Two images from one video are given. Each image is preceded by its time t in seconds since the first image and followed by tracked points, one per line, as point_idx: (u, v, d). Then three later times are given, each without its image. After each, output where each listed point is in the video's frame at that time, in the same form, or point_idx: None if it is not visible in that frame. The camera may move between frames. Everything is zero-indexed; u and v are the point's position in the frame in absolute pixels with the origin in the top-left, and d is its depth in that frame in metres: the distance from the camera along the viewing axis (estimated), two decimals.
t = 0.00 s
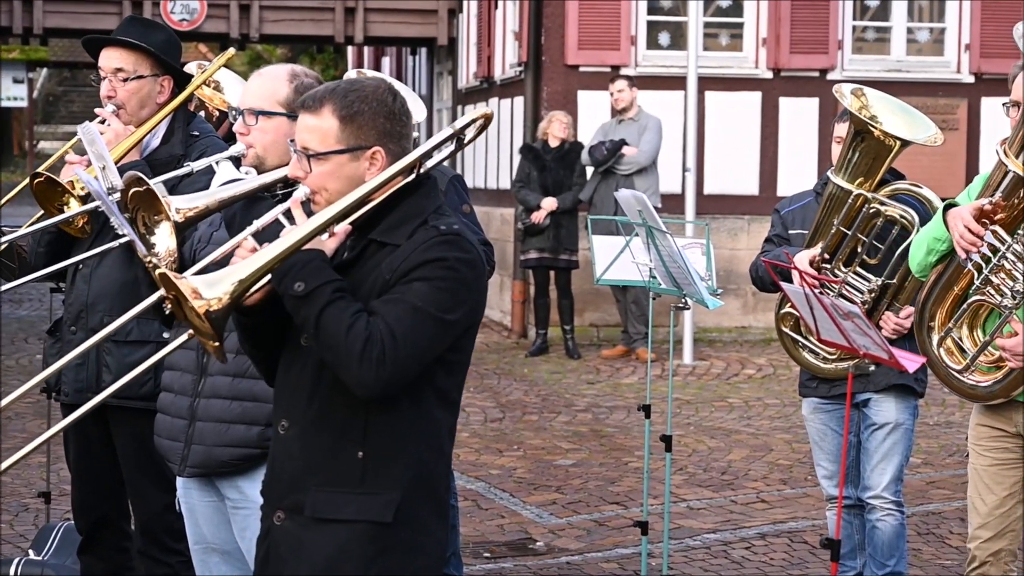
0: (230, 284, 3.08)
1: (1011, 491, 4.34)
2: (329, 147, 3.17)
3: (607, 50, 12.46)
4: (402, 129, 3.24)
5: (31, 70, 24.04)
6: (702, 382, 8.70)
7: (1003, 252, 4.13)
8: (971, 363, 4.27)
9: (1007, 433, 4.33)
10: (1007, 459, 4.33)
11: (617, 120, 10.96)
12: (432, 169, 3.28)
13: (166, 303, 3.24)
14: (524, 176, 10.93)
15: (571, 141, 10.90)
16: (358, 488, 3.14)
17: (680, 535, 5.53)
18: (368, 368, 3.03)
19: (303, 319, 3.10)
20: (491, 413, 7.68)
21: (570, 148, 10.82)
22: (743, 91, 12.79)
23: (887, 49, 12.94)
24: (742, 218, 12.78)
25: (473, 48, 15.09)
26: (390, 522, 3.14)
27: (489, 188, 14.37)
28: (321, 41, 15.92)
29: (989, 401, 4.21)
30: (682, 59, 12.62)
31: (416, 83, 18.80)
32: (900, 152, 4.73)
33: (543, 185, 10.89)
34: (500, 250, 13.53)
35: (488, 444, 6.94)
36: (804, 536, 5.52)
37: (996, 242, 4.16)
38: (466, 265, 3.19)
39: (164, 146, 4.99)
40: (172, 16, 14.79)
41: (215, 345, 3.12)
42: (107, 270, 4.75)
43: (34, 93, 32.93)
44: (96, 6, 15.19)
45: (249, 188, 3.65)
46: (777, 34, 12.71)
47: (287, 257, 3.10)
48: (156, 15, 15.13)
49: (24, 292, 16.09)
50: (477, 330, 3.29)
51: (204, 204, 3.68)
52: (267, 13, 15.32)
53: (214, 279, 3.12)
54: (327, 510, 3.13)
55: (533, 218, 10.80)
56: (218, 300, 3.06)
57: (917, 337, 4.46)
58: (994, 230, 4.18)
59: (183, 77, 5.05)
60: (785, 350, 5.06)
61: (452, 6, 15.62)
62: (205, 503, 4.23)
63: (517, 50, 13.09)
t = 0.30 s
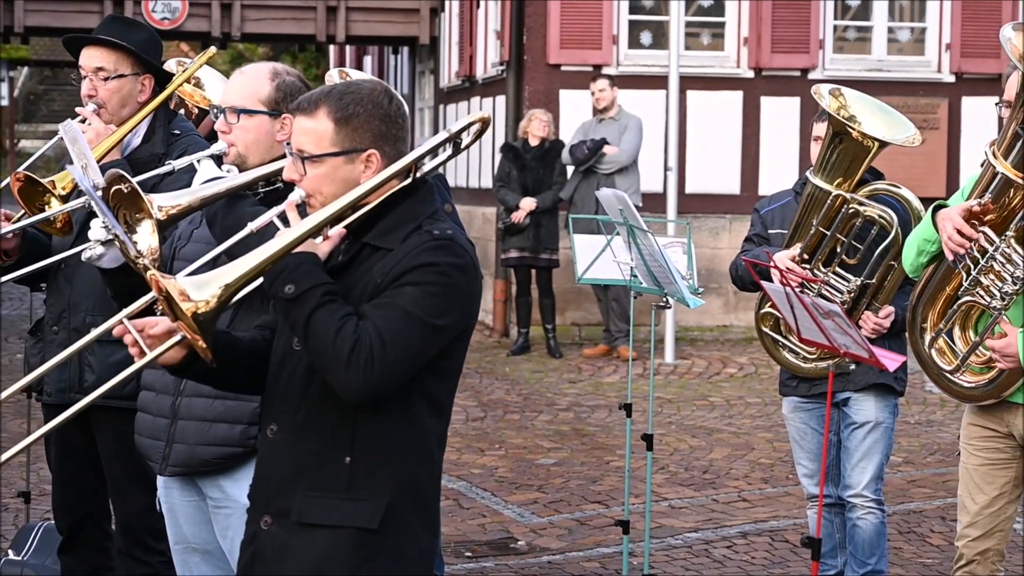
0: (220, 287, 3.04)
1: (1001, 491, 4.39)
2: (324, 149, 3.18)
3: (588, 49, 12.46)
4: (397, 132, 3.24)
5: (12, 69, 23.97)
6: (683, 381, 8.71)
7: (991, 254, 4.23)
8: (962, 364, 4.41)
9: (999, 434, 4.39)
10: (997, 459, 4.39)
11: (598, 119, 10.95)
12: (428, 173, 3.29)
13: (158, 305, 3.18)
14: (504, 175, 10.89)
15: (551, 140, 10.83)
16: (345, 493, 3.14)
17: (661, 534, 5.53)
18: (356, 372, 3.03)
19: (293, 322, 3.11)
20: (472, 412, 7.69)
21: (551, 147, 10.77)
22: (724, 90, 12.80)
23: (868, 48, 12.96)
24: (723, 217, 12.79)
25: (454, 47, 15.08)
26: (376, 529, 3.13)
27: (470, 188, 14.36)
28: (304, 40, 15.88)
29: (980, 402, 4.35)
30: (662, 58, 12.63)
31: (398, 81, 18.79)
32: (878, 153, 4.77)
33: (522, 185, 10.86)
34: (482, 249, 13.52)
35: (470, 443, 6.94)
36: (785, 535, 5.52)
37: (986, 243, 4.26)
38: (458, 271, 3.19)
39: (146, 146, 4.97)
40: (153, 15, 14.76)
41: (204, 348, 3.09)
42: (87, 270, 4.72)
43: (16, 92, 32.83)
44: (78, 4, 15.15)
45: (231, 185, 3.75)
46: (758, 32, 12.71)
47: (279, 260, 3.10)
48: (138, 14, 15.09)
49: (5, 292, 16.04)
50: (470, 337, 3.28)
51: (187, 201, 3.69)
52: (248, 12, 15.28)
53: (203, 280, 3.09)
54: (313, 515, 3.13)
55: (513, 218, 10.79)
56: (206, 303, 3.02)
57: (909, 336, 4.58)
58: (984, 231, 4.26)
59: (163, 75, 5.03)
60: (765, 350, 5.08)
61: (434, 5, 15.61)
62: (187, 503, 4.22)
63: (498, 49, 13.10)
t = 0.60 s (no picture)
0: (206, 285, 3.04)
1: (990, 490, 4.41)
2: (313, 151, 3.17)
3: (571, 48, 12.47)
4: (386, 134, 3.24)
5: None
6: (666, 380, 8.72)
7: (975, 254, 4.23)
8: (949, 364, 4.44)
9: (988, 433, 4.41)
10: (987, 459, 4.41)
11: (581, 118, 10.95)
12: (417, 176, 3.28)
13: (142, 305, 3.20)
14: (484, 174, 10.87)
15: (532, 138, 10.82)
16: (328, 494, 3.13)
17: (644, 533, 5.54)
18: (342, 372, 3.03)
19: (279, 322, 3.10)
20: (456, 411, 7.69)
21: (531, 145, 10.75)
22: (707, 89, 12.82)
23: (850, 48, 12.97)
24: (706, 216, 12.80)
25: (437, 46, 15.08)
26: (358, 531, 3.12)
27: (453, 187, 14.36)
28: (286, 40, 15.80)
29: (967, 402, 4.38)
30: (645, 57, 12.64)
31: (381, 80, 18.78)
32: (859, 150, 4.78)
33: (502, 184, 10.85)
34: (465, 248, 13.53)
35: (453, 442, 6.94)
36: (767, 534, 5.53)
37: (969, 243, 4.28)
38: (445, 272, 3.19)
39: (127, 144, 4.98)
40: (135, 14, 14.69)
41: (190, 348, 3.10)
42: (69, 268, 4.70)
43: None
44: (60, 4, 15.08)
45: (213, 185, 3.69)
46: (741, 32, 12.73)
47: (266, 260, 3.10)
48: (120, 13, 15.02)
49: None
50: (457, 339, 3.28)
51: (169, 200, 3.67)
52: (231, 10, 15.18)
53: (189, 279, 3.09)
54: (296, 516, 3.12)
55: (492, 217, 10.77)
56: (192, 302, 3.03)
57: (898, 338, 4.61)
58: (967, 232, 4.29)
59: (144, 73, 5.02)
60: (746, 349, 5.09)
61: (416, 4, 15.61)
62: (169, 502, 4.22)
63: (481, 48, 13.10)
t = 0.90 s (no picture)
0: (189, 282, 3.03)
1: (974, 489, 4.42)
2: (295, 149, 3.16)
3: (554, 47, 12.47)
4: (368, 133, 3.22)
5: None
6: (649, 379, 8.73)
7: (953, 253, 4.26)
8: (930, 363, 4.42)
9: (972, 432, 4.41)
10: (970, 458, 4.42)
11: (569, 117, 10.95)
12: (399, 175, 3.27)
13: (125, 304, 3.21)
14: (468, 175, 10.89)
15: (514, 137, 10.88)
16: (308, 494, 3.10)
17: (626, 532, 5.55)
18: (323, 372, 3.00)
19: (261, 320, 3.08)
20: (438, 410, 7.69)
21: (514, 145, 10.82)
22: (691, 88, 12.82)
23: (833, 47, 12.99)
24: (689, 216, 12.80)
25: (421, 45, 15.09)
26: (338, 531, 3.08)
27: (437, 186, 14.36)
28: (267, 38, 15.54)
29: (949, 401, 4.36)
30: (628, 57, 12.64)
31: (364, 79, 18.80)
32: (841, 150, 4.77)
33: (485, 184, 10.88)
34: (448, 248, 13.54)
35: (436, 441, 6.94)
36: (750, 532, 5.54)
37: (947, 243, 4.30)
38: (427, 272, 3.17)
39: (108, 145, 4.94)
40: (118, 13, 14.59)
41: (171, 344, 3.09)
42: (51, 267, 4.69)
43: None
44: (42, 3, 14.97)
45: (195, 183, 3.67)
46: (724, 31, 12.74)
47: (248, 258, 3.08)
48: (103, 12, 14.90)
49: None
50: (439, 340, 3.25)
51: (149, 200, 3.65)
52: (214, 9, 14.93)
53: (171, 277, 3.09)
54: (275, 515, 3.10)
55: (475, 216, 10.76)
56: (175, 299, 3.03)
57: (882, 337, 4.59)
58: (945, 232, 4.32)
59: (127, 74, 5.00)
60: (727, 347, 5.10)
61: (400, 3, 15.61)
62: (151, 502, 4.22)
63: (464, 47, 13.09)
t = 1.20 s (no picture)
0: (179, 280, 3.01)
1: (960, 488, 4.42)
2: (281, 143, 3.11)
3: (541, 47, 12.46)
4: (353, 126, 3.18)
5: None
6: (637, 378, 8.74)
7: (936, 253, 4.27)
8: (916, 363, 4.41)
9: (958, 431, 4.41)
10: (956, 457, 4.42)
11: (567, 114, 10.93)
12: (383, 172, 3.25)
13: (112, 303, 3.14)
14: (456, 174, 10.87)
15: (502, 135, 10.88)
16: (290, 491, 3.09)
17: (614, 531, 5.55)
18: (308, 373, 2.99)
19: (246, 320, 3.06)
20: (426, 409, 7.68)
21: (502, 143, 10.80)
22: (679, 87, 12.82)
23: (820, 47, 13.00)
24: (676, 215, 12.80)
25: (409, 44, 15.08)
26: (321, 528, 3.08)
27: (424, 185, 14.36)
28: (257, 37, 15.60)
29: (934, 401, 4.36)
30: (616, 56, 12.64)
31: (351, 78, 18.79)
32: (829, 150, 4.77)
33: (473, 183, 10.87)
34: (436, 246, 13.54)
35: (423, 440, 6.93)
36: (737, 532, 5.54)
37: (931, 244, 4.31)
38: (409, 269, 3.15)
39: (95, 142, 4.94)
40: (104, 11, 14.50)
41: (160, 344, 3.06)
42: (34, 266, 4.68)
43: None
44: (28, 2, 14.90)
45: (181, 186, 3.66)
46: (711, 31, 12.75)
47: (234, 257, 3.05)
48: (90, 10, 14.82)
49: None
50: (420, 336, 3.24)
51: (133, 204, 3.66)
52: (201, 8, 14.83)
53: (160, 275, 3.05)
54: (257, 512, 3.09)
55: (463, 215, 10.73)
56: (165, 297, 2.99)
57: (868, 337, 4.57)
58: (930, 233, 4.32)
59: (116, 71, 4.99)
60: (714, 347, 5.10)
61: (388, 2, 15.60)
62: (137, 502, 4.22)
63: (452, 46, 13.08)
